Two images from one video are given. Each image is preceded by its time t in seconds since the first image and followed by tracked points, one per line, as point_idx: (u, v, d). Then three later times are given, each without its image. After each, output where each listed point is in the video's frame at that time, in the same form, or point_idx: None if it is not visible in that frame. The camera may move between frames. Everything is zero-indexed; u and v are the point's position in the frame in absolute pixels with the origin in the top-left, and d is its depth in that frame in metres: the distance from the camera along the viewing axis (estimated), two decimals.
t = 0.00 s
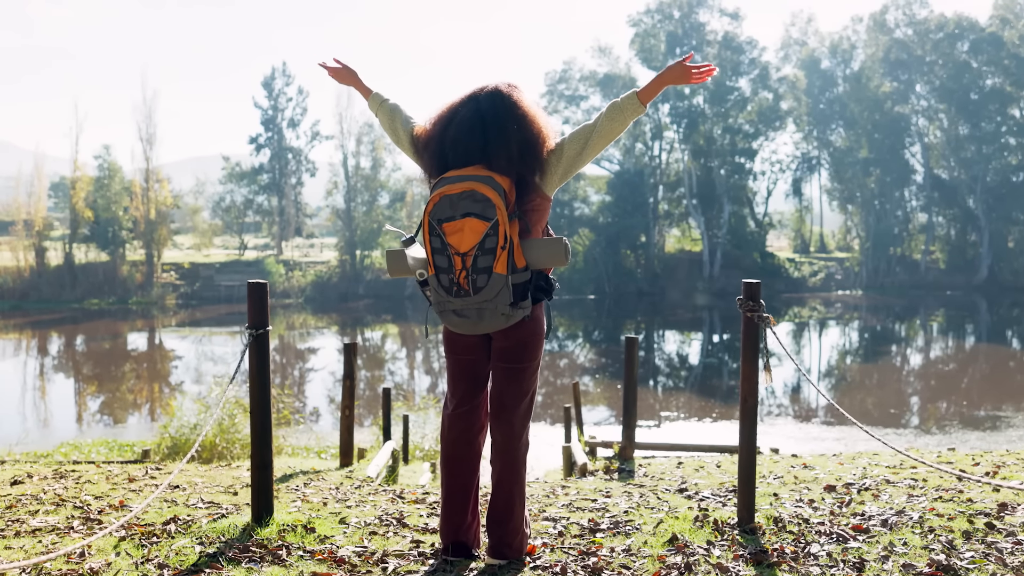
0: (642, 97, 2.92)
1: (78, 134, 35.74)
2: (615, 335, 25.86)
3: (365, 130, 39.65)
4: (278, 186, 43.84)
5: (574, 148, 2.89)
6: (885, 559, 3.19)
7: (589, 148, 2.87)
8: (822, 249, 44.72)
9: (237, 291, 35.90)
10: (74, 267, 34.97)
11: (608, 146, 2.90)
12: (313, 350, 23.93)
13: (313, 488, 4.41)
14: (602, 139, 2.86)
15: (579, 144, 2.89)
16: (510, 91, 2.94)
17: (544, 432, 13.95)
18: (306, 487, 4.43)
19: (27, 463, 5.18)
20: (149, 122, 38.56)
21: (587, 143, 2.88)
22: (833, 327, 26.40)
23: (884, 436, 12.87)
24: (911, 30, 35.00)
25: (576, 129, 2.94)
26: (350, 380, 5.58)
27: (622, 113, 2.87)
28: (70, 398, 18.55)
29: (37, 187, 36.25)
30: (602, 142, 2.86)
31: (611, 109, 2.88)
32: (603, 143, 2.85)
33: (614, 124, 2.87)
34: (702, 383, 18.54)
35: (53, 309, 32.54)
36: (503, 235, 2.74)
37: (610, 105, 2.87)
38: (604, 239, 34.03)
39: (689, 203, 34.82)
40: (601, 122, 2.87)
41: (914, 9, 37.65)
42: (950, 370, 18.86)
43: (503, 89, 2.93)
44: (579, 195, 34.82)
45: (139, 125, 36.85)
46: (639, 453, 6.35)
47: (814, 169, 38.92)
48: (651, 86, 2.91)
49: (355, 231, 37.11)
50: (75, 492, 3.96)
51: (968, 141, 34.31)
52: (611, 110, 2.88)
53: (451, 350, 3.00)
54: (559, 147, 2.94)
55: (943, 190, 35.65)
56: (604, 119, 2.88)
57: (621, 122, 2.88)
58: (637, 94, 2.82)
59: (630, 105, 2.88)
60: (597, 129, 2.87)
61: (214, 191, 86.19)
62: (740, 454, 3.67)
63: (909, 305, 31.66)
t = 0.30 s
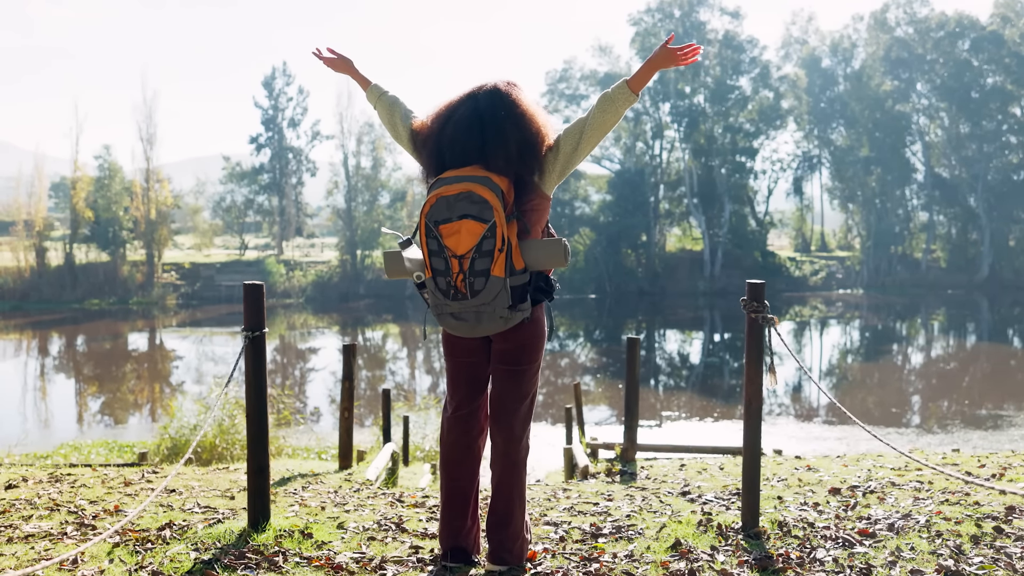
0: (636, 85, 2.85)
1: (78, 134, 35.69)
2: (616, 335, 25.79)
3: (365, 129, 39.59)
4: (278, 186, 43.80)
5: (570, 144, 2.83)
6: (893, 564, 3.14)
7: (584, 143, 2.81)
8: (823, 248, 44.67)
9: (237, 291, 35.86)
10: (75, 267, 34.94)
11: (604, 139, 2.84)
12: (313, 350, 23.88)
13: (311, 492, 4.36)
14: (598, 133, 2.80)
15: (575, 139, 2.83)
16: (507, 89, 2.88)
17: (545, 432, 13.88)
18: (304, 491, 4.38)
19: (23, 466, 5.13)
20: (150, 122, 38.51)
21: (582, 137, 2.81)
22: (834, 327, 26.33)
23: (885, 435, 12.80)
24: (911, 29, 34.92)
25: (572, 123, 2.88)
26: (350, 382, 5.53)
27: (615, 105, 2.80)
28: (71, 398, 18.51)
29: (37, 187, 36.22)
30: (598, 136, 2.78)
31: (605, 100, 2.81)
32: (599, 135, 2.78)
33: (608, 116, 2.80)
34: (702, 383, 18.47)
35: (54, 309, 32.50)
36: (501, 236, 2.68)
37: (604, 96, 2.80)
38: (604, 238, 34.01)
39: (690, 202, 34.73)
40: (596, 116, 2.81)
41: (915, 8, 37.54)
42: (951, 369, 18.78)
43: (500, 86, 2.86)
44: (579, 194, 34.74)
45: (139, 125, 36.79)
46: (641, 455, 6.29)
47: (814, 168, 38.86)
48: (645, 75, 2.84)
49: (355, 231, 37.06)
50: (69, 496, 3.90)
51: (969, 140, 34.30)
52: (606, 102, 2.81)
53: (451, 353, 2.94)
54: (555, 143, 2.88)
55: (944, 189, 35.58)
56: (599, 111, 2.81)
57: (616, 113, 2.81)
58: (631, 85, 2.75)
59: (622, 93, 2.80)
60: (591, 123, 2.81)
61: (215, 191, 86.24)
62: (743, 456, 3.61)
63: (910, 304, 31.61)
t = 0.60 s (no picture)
0: (631, 81, 2.80)
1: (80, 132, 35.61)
2: (619, 335, 25.71)
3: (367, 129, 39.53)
4: (280, 185, 43.76)
5: (566, 143, 2.77)
6: (897, 572, 3.08)
7: (580, 142, 2.75)
8: (825, 247, 44.60)
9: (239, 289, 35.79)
10: (77, 267, 34.86)
11: (600, 136, 2.79)
12: (316, 349, 23.82)
13: (308, 495, 4.31)
14: (593, 132, 2.75)
15: (570, 138, 2.77)
16: (503, 87, 2.82)
17: (547, 432, 13.83)
18: (302, 494, 4.33)
19: (17, 469, 5.07)
20: (152, 121, 38.43)
21: (579, 134, 2.76)
22: (836, 326, 26.28)
23: (888, 435, 12.73)
24: (914, 28, 34.82)
25: (569, 119, 2.84)
26: (349, 384, 5.47)
27: (611, 101, 2.75)
28: (73, 398, 18.42)
29: (39, 186, 36.12)
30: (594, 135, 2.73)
31: (601, 97, 2.76)
32: (595, 135, 2.73)
33: (604, 112, 2.76)
34: (705, 382, 18.38)
35: (56, 308, 32.42)
36: (497, 239, 2.63)
37: (599, 92, 2.75)
38: (607, 238, 34.15)
39: (693, 201, 34.64)
40: (593, 112, 2.75)
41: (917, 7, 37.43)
42: (953, 369, 18.72)
43: (496, 84, 2.81)
44: (582, 193, 34.64)
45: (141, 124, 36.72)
46: (644, 456, 6.22)
47: (817, 167, 38.78)
48: (642, 71, 2.79)
49: (357, 230, 36.99)
50: (61, 500, 3.85)
51: (972, 139, 34.24)
52: (601, 98, 2.76)
53: (448, 356, 2.88)
54: (552, 140, 2.82)
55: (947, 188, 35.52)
56: (594, 108, 2.76)
57: (611, 111, 2.75)
58: (627, 81, 2.70)
59: (618, 90, 2.75)
60: (587, 122, 2.76)
61: (218, 190, 86.25)
62: (747, 459, 3.56)
63: (913, 303, 31.53)
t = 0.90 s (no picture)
0: (630, 79, 2.75)
1: (83, 132, 35.56)
2: (622, 334, 25.63)
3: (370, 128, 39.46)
4: (283, 184, 43.73)
5: (566, 141, 2.72)
6: None
7: (579, 141, 2.70)
8: (828, 247, 44.50)
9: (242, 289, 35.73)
10: (80, 266, 34.81)
11: (600, 134, 2.74)
12: (318, 348, 23.74)
13: (305, 498, 4.25)
14: (593, 130, 2.70)
15: (569, 136, 2.72)
16: (500, 84, 2.77)
17: (549, 431, 13.80)
18: (299, 498, 4.26)
19: (12, 471, 5.02)
20: (154, 121, 38.37)
21: (578, 134, 2.71)
22: (840, 326, 26.20)
23: (892, 435, 12.63)
24: (917, 27, 34.67)
25: (568, 119, 2.78)
26: (348, 385, 5.42)
27: (611, 100, 2.70)
28: (75, 398, 18.36)
29: (42, 185, 36.07)
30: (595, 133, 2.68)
31: (601, 94, 2.71)
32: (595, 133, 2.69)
33: (604, 111, 2.71)
34: (708, 383, 18.28)
35: (59, 308, 32.38)
36: (494, 238, 2.57)
37: (600, 89, 2.70)
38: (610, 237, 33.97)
39: (696, 201, 34.54)
40: (592, 112, 2.71)
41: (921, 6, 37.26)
42: (956, 368, 18.67)
43: (492, 82, 2.76)
44: (584, 193, 34.59)
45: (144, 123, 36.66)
46: (646, 458, 6.15)
47: (820, 167, 38.67)
48: (641, 69, 2.75)
49: (360, 229, 36.95)
50: (54, 504, 3.79)
51: (975, 138, 34.06)
52: (601, 97, 2.71)
53: (445, 359, 2.83)
54: (550, 138, 2.77)
55: (950, 188, 35.47)
56: (594, 106, 2.71)
57: (611, 109, 2.71)
58: (627, 79, 2.66)
59: (617, 90, 2.71)
60: (586, 121, 2.71)
61: (220, 188, 86.20)
62: (749, 463, 3.50)
63: (917, 303, 31.41)
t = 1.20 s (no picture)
0: (630, 76, 2.70)
1: (85, 132, 35.53)
2: (625, 334, 25.57)
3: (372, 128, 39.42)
4: (286, 183, 43.74)
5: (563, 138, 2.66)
6: None
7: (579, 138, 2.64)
8: (832, 246, 44.42)
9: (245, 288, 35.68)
10: (82, 266, 34.78)
11: (599, 132, 2.68)
12: (322, 348, 23.69)
13: (303, 501, 4.20)
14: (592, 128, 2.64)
15: (569, 133, 2.65)
16: (494, 79, 2.72)
17: (552, 431, 13.75)
18: (296, 501, 4.21)
19: (8, 472, 4.98)
20: (157, 120, 38.32)
21: (577, 131, 2.65)
22: (843, 325, 26.15)
23: (896, 435, 12.54)
24: (921, 26, 34.55)
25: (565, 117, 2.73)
26: (346, 386, 5.38)
27: (610, 96, 2.65)
28: (78, 398, 18.31)
29: (45, 185, 36.04)
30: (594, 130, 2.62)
31: (600, 92, 2.66)
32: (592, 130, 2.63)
33: (603, 109, 2.66)
34: (712, 382, 18.20)
35: (61, 308, 32.36)
36: (490, 237, 2.51)
37: (599, 86, 2.65)
38: (613, 236, 33.94)
39: (699, 200, 34.46)
40: (590, 108, 2.64)
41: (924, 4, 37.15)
42: (960, 367, 18.60)
43: (487, 77, 2.71)
44: (588, 192, 35.01)
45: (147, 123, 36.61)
46: (649, 459, 6.07)
47: (824, 166, 38.58)
48: (640, 65, 2.69)
49: (363, 229, 36.92)
50: (48, 508, 3.77)
51: (978, 137, 33.97)
52: (600, 94, 2.66)
53: (442, 362, 2.78)
54: (548, 135, 2.71)
55: (953, 187, 35.36)
56: (593, 103, 2.65)
57: (610, 105, 2.65)
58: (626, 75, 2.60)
59: (616, 86, 2.65)
60: (586, 116, 2.64)
61: (223, 188, 86.24)
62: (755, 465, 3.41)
63: (921, 302, 31.34)
